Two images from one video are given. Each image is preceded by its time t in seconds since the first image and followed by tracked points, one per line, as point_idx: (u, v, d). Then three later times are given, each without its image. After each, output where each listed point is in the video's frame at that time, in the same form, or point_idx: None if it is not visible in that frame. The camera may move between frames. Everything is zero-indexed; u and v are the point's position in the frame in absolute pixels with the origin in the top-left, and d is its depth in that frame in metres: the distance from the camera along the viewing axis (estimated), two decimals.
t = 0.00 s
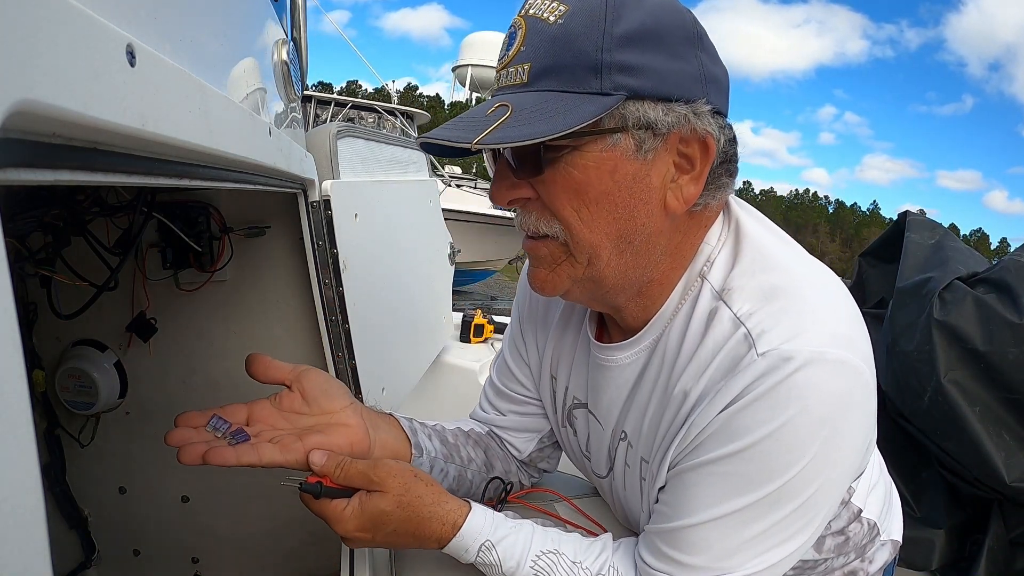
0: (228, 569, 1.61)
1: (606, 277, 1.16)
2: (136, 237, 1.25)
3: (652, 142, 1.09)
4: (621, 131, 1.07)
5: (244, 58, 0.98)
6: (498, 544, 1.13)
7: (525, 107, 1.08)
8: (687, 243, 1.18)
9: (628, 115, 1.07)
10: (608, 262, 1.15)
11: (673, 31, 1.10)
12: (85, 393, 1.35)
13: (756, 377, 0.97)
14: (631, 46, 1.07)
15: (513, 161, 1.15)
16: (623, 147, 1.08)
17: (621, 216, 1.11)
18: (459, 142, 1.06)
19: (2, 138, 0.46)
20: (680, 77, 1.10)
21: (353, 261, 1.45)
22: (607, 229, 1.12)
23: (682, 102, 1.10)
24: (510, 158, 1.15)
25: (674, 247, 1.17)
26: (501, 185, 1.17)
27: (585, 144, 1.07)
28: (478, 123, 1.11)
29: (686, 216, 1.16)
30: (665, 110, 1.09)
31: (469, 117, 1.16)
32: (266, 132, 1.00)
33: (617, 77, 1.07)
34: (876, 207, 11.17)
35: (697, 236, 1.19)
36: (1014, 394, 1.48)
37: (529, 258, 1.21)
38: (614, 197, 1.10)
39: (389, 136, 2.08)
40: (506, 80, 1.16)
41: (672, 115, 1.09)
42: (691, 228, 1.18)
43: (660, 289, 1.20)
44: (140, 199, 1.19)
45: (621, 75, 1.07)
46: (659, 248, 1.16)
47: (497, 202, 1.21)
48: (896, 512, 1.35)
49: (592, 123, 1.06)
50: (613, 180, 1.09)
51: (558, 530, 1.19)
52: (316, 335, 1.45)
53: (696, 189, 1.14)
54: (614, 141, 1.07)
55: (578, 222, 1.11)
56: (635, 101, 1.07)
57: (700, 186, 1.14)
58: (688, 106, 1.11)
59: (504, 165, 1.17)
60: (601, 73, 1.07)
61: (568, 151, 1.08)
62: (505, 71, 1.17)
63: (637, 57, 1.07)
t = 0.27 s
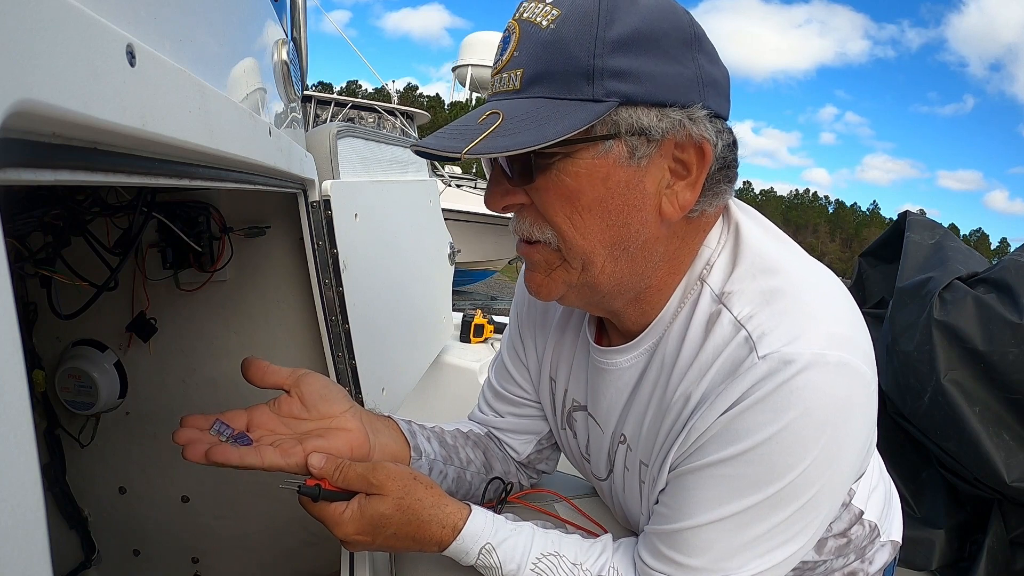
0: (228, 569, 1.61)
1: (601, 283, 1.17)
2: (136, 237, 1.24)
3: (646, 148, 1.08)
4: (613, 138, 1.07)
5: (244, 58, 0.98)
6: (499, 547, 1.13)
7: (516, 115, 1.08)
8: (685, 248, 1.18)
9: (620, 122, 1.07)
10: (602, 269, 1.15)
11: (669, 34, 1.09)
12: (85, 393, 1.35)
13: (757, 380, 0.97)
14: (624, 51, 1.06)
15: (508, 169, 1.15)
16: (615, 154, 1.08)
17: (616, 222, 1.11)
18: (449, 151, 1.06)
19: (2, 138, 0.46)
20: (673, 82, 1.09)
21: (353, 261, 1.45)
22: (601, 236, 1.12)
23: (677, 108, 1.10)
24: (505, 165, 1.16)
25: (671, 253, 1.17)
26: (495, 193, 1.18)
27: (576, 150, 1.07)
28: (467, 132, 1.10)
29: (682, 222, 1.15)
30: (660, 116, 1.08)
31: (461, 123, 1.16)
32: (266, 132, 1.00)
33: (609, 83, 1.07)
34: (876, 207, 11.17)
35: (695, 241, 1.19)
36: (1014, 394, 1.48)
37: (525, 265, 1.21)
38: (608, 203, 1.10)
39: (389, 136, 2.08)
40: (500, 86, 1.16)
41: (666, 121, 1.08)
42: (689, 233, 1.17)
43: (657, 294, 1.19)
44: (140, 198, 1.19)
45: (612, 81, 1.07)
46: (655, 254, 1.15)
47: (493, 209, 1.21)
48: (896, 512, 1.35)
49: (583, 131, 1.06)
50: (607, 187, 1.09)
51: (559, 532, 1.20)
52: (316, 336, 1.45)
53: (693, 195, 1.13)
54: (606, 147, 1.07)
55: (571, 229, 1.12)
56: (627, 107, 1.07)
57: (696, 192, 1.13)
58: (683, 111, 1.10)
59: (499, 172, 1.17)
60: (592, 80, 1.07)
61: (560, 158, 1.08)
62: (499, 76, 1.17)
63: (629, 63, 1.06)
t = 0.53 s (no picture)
0: (228, 569, 1.61)
1: (584, 289, 1.18)
2: (136, 237, 1.25)
3: (606, 153, 1.07)
4: (571, 146, 1.07)
5: (244, 59, 0.98)
6: (534, 539, 1.13)
7: (481, 132, 1.10)
8: (664, 251, 1.16)
9: (575, 130, 1.06)
10: (579, 273, 1.16)
11: (625, 36, 1.06)
12: (85, 393, 1.35)
13: (755, 380, 0.97)
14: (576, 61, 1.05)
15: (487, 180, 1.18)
16: (575, 163, 1.08)
17: (589, 229, 1.11)
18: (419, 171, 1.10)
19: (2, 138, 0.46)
20: (631, 86, 1.06)
21: (353, 260, 1.45)
22: (572, 242, 1.13)
23: (633, 109, 1.06)
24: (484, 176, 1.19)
25: (649, 256, 1.15)
26: (479, 202, 1.22)
27: (539, 160, 1.09)
28: (439, 152, 1.14)
29: (656, 226, 1.12)
30: (614, 120, 1.06)
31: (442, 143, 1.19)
32: (266, 131, 1.00)
33: (561, 96, 1.06)
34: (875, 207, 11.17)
35: (676, 243, 1.16)
36: (1014, 393, 1.48)
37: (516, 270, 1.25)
38: (575, 210, 1.10)
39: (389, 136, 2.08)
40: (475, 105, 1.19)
41: (622, 125, 1.06)
42: (667, 236, 1.14)
43: (640, 297, 1.19)
44: (140, 198, 1.19)
45: (565, 93, 1.06)
46: (631, 258, 1.14)
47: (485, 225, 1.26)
48: (896, 511, 1.35)
49: (541, 141, 1.06)
50: (572, 195, 1.10)
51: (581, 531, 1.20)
52: (316, 336, 1.45)
53: (661, 197, 1.09)
54: (565, 156, 1.07)
55: (546, 236, 1.13)
56: (580, 116, 1.06)
57: (664, 194, 1.10)
58: (640, 112, 1.06)
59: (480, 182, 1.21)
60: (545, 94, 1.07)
61: (526, 168, 1.10)
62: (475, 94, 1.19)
63: (581, 73, 1.05)
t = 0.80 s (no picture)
0: (228, 569, 1.61)
1: (583, 306, 1.18)
2: (136, 237, 1.25)
3: (562, 176, 1.05)
4: (529, 181, 1.06)
5: (244, 59, 0.98)
6: (527, 556, 1.13)
7: (456, 188, 1.13)
8: (654, 251, 1.13)
9: (526, 166, 1.05)
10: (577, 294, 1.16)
11: (552, 64, 1.03)
12: (85, 393, 1.36)
13: (757, 377, 0.97)
14: (512, 102, 1.04)
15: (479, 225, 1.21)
16: (537, 195, 1.07)
17: (572, 252, 1.11)
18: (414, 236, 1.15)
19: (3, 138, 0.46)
20: (571, 105, 1.02)
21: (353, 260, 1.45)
22: (558, 267, 1.13)
23: (575, 132, 1.03)
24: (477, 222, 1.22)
25: (637, 262, 1.13)
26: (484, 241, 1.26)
27: (509, 200, 1.10)
28: (428, 213, 1.18)
29: (637, 229, 1.10)
30: (557, 147, 1.03)
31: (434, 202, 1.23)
32: (266, 131, 1.00)
33: (508, 139, 1.05)
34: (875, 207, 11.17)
35: (666, 240, 1.13)
36: (1014, 394, 1.48)
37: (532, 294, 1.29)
38: (554, 239, 1.10)
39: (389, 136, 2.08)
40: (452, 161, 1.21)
41: (566, 149, 1.03)
42: (652, 237, 1.11)
43: (641, 300, 1.18)
44: (140, 198, 1.19)
45: (510, 135, 1.06)
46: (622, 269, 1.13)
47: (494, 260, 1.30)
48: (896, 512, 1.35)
49: (502, 184, 1.07)
50: (546, 224, 1.09)
51: (578, 542, 1.20)
52: (315, 336, 1.45)
53: (630, 206, 1.06)
54: (528, 192, 1.07)
55: (539, 265, 1.15)
56: (528, 152, 1.05)
57: (630, 202, 1.05)
58: (582, 132, 1.03)
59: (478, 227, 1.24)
60: (494, 142, 1.07)
61: (502, 210, 1.12)
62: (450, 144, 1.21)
63: (520, 112, 1.04)
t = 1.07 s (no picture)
0: (228, 569, 1.61)
1: (580, 326, 1.19)
2: (136, 237, 1.24)
3: (541, 213, 1.04)
4: (510, 221, 1.06)
5: (244, 59, 0.98)
6: (524, 553, 1.11)
7: (445, 227, 1.13)
8: (647, 269, 1.13)
9: (504, 208, 1.05)
10: (576, 316, 1.17)
11: (514, 103, 1.00)
12: (85, 394, 1.36)
13: (756, 388, 0.96)
14: (480, 146, 1.03)
15: (478, 261, 1.21)
16: (519, 232, 1.07)
17: (562, 280, 1.12)
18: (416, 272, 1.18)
19: (2, 138, 0.46)
20: (540, 142, 1.00)
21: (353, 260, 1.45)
22: (551, 293, 1.14)
23: (544, 170, 1.01)
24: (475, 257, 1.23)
25: (631, 283, 1.13)
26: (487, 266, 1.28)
27: (494, 238, 1.10)
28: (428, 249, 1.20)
29: (624, 252, 1.09)
30: (529, 188, 1.02)
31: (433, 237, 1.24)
32: (265, 132, 1.00)
33: (482, 183, 1.05)
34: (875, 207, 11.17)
35: (658, 258, 1.12)
36: (1014, 393, 1.48)
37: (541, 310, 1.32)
38: (544, 269, 1.11)
39: (389, 136, 2.09)
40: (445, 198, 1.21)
41: (539, 189, 1.02)
42: (641, 257, 1.11)
43: (639, 314, 1.18)
44: (140, 198, 1.19)
45: (484, 178, 1.05)
46: (616, 291, 1.13)
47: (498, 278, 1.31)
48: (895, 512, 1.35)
49: (484, 225, 1.08)
50: (534, 257, 1.10)
51: (573, 540, 1.19)
52: (315, 336, 1.45)
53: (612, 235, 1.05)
54: (510, 230, 1.07)
55: (537, 291, 1.16)
56: (503, 194, 1.04)
57: (611, 233, 1.03)
58: (552, 170, 1.01)
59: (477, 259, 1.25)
60: (471, 186, 1.07)
61: (492, 246, 1.13)
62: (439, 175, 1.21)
63: (491, 153, 1.03)
